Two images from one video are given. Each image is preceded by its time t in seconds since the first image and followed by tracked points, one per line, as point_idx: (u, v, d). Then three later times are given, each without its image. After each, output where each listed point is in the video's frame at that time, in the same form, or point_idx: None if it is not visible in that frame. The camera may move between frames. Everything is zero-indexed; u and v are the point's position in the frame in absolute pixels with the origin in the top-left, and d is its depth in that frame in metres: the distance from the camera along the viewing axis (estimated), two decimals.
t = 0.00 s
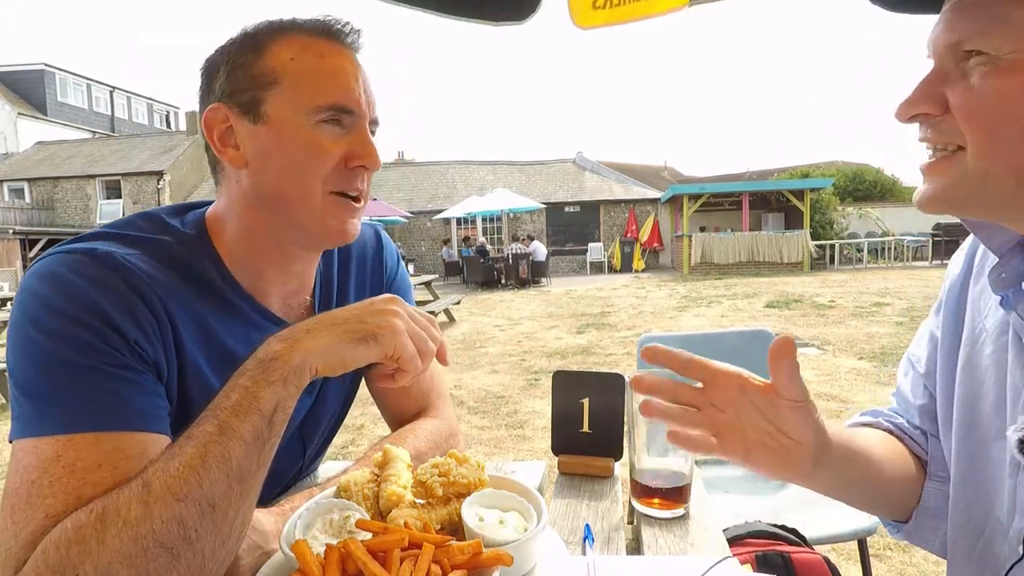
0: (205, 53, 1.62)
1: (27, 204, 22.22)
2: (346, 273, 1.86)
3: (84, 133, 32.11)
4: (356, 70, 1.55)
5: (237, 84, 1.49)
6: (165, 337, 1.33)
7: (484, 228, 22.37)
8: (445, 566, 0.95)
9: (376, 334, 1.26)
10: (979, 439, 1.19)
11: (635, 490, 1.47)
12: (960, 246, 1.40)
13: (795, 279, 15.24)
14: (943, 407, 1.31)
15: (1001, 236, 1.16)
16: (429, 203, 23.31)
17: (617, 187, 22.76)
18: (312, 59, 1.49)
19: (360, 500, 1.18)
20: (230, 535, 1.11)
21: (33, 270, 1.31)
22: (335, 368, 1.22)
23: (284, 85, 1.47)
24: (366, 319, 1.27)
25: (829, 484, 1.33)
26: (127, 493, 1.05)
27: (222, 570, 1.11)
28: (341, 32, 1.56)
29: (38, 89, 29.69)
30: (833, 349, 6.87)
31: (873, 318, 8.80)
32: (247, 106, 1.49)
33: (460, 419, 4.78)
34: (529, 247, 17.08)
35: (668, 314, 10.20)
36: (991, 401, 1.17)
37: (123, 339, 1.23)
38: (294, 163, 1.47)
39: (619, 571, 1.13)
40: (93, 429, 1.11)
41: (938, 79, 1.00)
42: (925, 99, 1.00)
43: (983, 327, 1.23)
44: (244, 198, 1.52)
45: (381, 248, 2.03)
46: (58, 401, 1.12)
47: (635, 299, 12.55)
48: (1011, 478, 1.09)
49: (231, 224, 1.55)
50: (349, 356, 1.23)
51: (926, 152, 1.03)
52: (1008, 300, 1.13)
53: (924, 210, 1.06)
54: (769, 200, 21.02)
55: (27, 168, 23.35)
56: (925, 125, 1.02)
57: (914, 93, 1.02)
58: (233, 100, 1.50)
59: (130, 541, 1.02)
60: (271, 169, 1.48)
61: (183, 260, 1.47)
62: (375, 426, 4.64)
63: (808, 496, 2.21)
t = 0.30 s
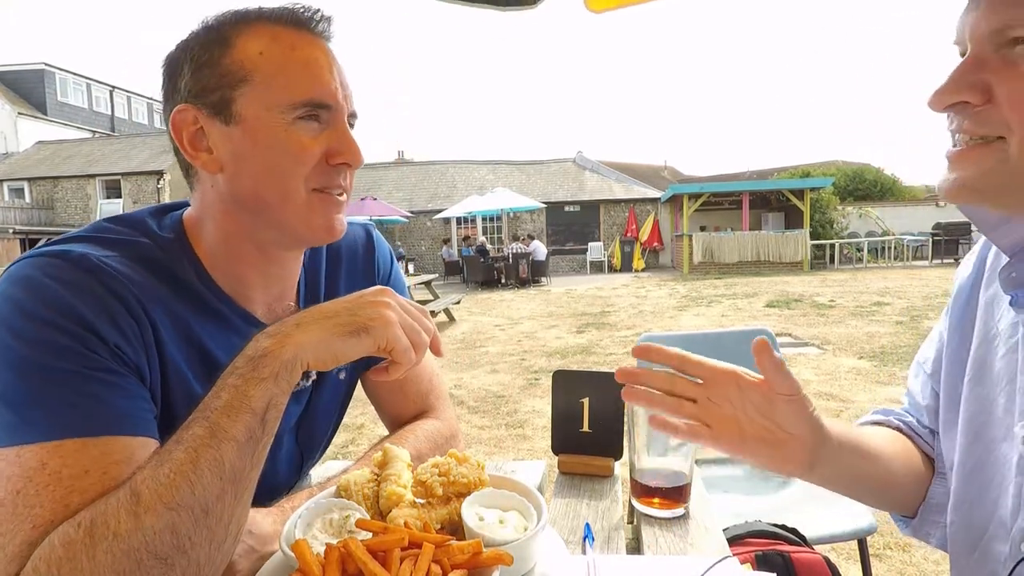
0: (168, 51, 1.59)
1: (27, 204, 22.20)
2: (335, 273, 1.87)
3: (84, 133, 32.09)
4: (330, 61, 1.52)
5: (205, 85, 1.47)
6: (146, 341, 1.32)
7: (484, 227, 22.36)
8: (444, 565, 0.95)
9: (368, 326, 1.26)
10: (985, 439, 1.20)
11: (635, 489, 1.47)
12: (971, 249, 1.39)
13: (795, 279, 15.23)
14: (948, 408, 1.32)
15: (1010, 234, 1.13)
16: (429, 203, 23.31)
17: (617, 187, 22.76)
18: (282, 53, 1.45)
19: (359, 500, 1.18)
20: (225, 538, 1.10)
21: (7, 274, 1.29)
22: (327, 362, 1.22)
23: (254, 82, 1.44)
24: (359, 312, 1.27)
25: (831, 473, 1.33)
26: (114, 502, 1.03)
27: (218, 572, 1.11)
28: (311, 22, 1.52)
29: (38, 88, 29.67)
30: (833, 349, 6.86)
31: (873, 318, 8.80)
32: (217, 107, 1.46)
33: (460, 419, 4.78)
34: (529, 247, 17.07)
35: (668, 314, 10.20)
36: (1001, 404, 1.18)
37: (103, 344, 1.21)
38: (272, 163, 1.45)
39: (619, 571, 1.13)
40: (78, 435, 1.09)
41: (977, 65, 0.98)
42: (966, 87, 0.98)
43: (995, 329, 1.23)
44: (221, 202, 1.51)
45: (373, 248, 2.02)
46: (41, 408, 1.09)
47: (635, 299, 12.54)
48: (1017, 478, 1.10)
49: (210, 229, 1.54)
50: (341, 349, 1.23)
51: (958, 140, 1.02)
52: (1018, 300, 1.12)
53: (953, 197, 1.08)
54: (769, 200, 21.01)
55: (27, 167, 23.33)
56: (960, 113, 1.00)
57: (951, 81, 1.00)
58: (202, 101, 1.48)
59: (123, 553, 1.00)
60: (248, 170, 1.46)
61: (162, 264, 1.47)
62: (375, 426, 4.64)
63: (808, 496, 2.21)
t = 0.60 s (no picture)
0: (154, 53, 1.58)
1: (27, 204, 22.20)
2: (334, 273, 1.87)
3: (84, 133, 32.08)
4: (317, 55, 1.50)
5: (192, 87, 1.46)
6: (142, 344, 1.32)
7: (484, 227, 22.36)
8: (445, 565, 0.95)
9: (364, 324, 1.25)
10: (986, 441, 1.20)
11: (635, 490, 1.47)
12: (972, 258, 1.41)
13: (795, 279, 15.23)
14: (949, 412, 1.33)
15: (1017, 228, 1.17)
16: (429, 203, 23.30)
17: (617, 187, 22.75)
18: (266, 49, 1.44)
19: (360, 500, 1.18)
20: (225, 539, 1.10)
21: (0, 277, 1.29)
22: (325, 360, 1.22)
23: (239, 81, 1.43)
24: (357, 309, 1.27)
25: (843, 498, 1.37)
26: (111, 506, 1.03)
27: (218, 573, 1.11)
28: (297, 16, 1.51)
29: (38, 88, 29.66)
30: (833, 349, 6.86)
31: (873, 318, 8.80)
32: (204, 109, 1.46)
33: (460, 419, 4.78)
34: (529, 247, 17.07)
35: (668, 314, 10.20)
36: (1004, 406, 1.18)
37: (99, 346, 1.21)
38: (263, 163, 1.45)
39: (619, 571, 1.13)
40: (75, 437, 1.09)
41: (998, 52, 0.98)
42: (983, 72, 0.97)
43: (1000, 335, 1.24)
44: (214, 204, 1.51)
45: (372, 248, 2.02)
46: (37, 410, 1.08)
47: (635, 299, 12.54)
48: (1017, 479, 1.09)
49: (204, 231, 1.55)
50: (337, 347, 1.23)
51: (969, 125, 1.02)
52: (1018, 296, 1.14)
53: (957, 184, 1.06)
54: (769, 200, 21.01)
55: (27, 167, 23.34)
56: (975, 98, 0.99)
57: (972, 65, 0.99)
58: (189, 104, 1.47)
59: (122, 557, 1.00)
60: (239, 171, 1.46)
61: (158, 265, 1.47)
62: (375, 426, 4.64)
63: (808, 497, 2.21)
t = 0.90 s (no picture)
0: (157, 53, 1.58)
1: (27, 204, 22.18)
2: (336, 273, 1.88)
3: (84, 134, 32.09)
4: (321, 57, 1.50)
5: (195, 89, 1.46)
6: (144, 343, 1.32)
7: (484, 227, 22.37)
8: (444, 566, 0.95)
9: (367, 324, 1.25)
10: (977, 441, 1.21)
11: (635, 489, 1.47)
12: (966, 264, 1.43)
13: (795, 279, 15.23)
14: (945, 415, 1.34)
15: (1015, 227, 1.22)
16: (429, 203, 23.31)
17: (617, 187, 22.76)
18: (270, 51, 1.44)
19: (360, 500, 1.18)
20: (227, 540, 1.10)
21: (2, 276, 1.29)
22: (328, 360, 1.22)
23: (243, 83, 1.43)
24: (359, 311, 1.27)
25: (882, 512, 1.39)
26: (114, 505, 1.03)
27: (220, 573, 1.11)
28: (301, 18, 1.51)
29: (38, 89, 29.66)
30: (833, 349, 6.86)
31: (873, 318, 8.80)
32: (207, 111, 1.46)
33: (460, 419, 4.78)
34: (529, 247, 17.08)
35: (669, 314, 10.20)
36: (994, 407, 1.19)
37: (101, 345, 1.20)
38: (265, 165, 1.45)
39: (619, 570, 1.13)
40: (77, 436, 1.09)
41: (998, 49, 0.97)
42: (982, 70, 0.97)
43: (992, 338, 1.25)
44: (217, 205, 1.51)
45: (373, 248, 2.02)
46: (39, 409, 1.08)
47: (635, 299, 12.55)
48: (1009, 477, 1.10)
49: (206, 232, 1.55)
50: (339, 348, 1.23)
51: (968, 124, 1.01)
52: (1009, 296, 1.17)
53: (956, 181, 1.06)
54: (769, 200, 21.00)
55: (27, 168, 23.36)
56: (974, 96, 0.99)
57: (973, 62, 0.99)
58: (192, 106, 1.47)
59: (124, 557, 0.99)
60: (242, 173, 1.46)
61: (161, 264, 1.47)
62: (375, 426, 4.65)
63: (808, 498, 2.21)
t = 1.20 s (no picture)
0: (158, 52, 1.58)
1: (27, 204, 22.17)
2: (337, 273, 1.88)
3: (84, 133, 32.08)
4: (322, 58, 1.50)
5: (196, 89, 1.46)
6: (145, 343, 1.32)
7: (484, 227, 22.37)
8: (445, 565, 0.95)
9: (368, 325, 1.25)
10: (961, 435, 1.21)
11: (635, 489, 1.47)
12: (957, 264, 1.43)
13: (795, 279, 15.23)
14: (933, 412, 1.33)
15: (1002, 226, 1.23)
16: (429, 203, 23.30)
17: (617, 187, 22.75)
18: (271, 52, 1.44)
19: (360, 500, 1.18)
20: (228, 540, 1.10)
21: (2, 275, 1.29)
22: (330, 362, 1.22)
23: (244, 83, 1.43)
24: (362, 313, 1.26)
25: (880, 511, 1.38)
26: (117, 504, 1.02)
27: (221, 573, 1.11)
28: (303, 19, 1.51)
29: (37, 88, 29.65)
30: (833, 349, 6.86)
31: (873, 318, 8.80)
32: (208, 111, 1.46)
33: (460, 419, 4.78)
34: (529, 246, 17.08)
35: (669, 314, 10.20)
36: (978, 401, 1.19)
37: (102, 344, 1.20)
38: (266, 166, 1.45)
39: (619, 570, 1.13)
40: (78, 436, 1.09)
41: (986, 48, 0.98)
42: (971, 67, 0.98)
43: (977, 334, 1.25)
44: (218, 206, 1.51)
45: (374, 247, 2.02)
46: (39, 407, 1.08)
47: (635, 299, 12.54)
48: (992, 470, 1.11)
49: (207, 232, 1.55)
50: (341, 349, 1.23)
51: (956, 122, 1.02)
52: (997, 292, 1.18)
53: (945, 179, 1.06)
54: (769, 200, 20.98)
55: (27, 167, 23.36)
56: (963, 94, 1.00)
57: (962, 60, 1.00)
58: (193, 106, 1.47)
59: (125, 556, 0.99)
60: (242, 173, 1.46)
61: (162, 264, 1.47)
62: (375, 427, 4.64)
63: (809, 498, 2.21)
